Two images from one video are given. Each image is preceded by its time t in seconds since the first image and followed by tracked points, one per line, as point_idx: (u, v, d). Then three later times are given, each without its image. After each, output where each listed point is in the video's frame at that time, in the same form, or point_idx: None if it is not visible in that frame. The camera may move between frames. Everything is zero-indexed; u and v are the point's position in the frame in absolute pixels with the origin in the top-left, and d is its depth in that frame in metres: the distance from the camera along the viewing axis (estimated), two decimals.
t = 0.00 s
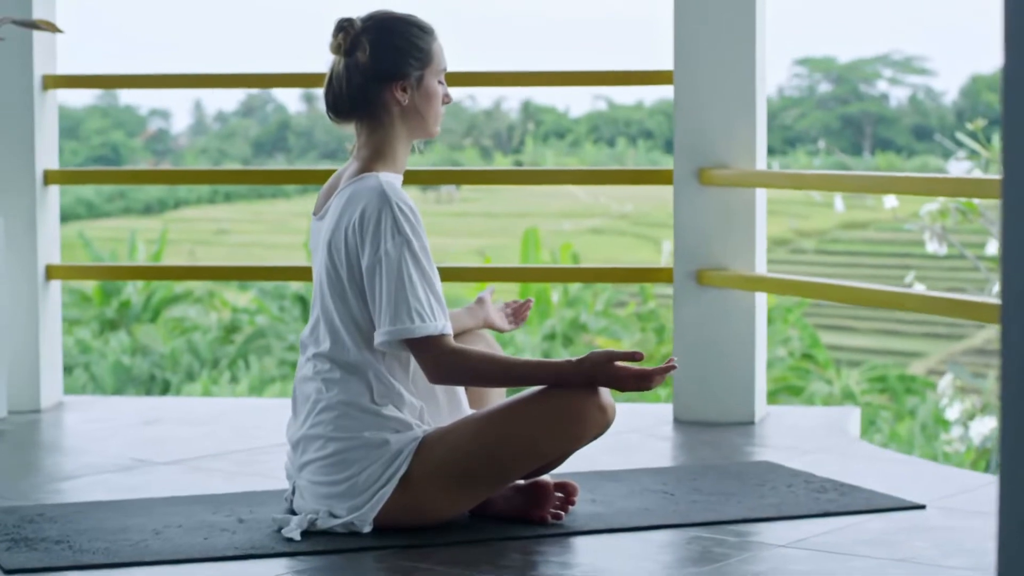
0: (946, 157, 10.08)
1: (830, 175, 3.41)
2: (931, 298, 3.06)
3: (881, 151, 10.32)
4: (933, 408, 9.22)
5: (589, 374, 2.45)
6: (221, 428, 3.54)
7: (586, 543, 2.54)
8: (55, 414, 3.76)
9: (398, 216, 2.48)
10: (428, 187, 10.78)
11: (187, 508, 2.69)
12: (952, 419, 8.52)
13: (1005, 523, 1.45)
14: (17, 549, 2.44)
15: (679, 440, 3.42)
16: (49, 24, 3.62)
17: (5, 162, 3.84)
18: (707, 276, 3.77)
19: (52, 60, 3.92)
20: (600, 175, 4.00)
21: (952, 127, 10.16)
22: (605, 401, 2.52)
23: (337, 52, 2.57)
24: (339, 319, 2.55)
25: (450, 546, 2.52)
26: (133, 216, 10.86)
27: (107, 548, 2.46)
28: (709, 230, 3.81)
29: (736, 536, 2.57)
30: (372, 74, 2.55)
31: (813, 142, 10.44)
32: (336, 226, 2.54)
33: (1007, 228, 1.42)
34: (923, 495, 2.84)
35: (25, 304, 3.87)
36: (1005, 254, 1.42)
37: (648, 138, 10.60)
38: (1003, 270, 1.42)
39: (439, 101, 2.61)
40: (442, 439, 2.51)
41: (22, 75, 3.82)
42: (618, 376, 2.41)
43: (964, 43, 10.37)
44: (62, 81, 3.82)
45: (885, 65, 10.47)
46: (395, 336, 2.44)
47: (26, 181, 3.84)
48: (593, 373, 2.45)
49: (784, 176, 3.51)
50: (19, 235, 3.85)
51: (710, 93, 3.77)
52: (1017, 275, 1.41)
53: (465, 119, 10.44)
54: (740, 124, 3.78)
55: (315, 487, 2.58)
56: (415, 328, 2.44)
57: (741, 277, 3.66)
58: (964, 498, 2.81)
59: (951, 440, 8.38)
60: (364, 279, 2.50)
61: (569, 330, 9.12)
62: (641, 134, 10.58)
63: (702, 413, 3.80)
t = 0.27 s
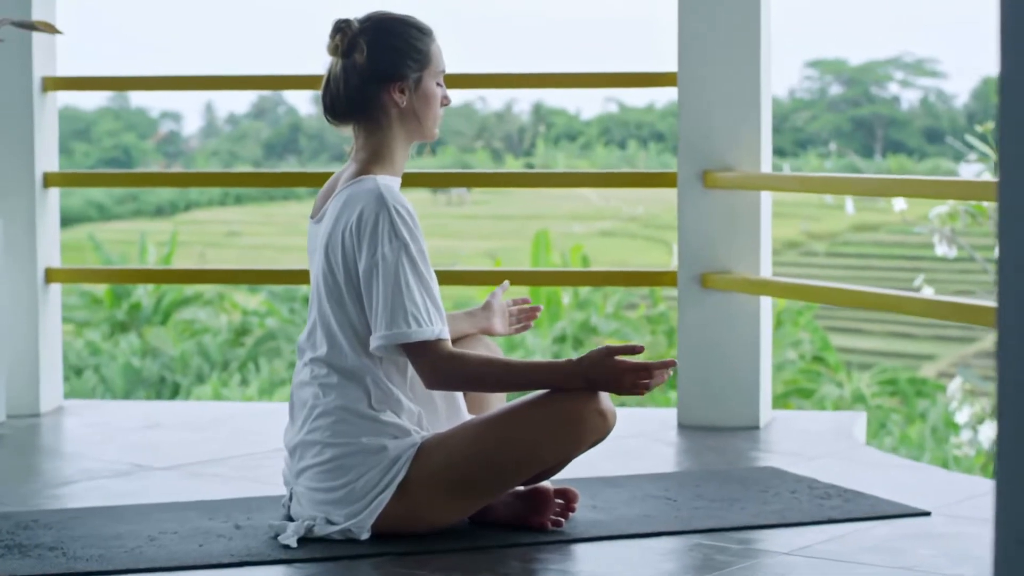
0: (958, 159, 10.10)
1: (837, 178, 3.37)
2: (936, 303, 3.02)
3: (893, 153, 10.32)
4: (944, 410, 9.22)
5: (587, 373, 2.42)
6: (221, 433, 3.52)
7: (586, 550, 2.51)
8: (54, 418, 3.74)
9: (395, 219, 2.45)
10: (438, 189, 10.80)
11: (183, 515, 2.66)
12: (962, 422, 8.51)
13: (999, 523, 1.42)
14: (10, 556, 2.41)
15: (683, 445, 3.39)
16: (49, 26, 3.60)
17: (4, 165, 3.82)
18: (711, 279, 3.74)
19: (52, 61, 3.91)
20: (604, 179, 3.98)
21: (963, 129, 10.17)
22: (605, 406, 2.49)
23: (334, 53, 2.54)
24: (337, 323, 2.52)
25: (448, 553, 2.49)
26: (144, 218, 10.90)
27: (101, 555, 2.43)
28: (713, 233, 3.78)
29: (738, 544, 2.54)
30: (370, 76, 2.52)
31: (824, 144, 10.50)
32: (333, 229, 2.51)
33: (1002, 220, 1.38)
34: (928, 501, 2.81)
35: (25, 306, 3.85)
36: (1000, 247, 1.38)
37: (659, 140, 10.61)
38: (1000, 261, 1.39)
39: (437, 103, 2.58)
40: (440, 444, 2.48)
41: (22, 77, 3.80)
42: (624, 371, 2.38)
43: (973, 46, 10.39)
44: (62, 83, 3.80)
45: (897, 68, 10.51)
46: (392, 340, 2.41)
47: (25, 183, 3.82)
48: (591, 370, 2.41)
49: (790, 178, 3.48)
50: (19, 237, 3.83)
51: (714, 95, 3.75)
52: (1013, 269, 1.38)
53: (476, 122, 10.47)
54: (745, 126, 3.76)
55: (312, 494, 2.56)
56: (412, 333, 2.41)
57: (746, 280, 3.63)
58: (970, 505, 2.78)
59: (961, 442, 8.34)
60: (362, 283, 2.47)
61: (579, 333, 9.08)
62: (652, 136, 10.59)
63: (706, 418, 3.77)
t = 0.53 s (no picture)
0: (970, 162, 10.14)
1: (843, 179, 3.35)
2: (945, 306, 2.99)
3: (905, 154, 10.36)
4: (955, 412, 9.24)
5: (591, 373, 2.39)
6: (225, 434, 3.50)
7: (590, 555, 2.48)
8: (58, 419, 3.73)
9: (396, 219, 2.43)
10: (451, 191, 10.84)
11: (183, 519, 2.63)
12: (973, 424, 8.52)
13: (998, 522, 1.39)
14: (6, 560, 2.39)
15: (690, 448, 3.36)
16: (52, 26, 3.59)
17: (7, 166, 3.83)
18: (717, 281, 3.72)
19: (56, 62, 3.91)
20: (609, 181, 3.97)
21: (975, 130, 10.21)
22: (608, 409, 2.47)
23: (335, 53, 2.52)
24: (337, 325, 2.49)
25: (449, 558, 2.46)
26: (156, 220, 10.89)
27: (99, 559, 2.40)
28: (719, 234, 3.76)
29: (743, 548, 2.51)
30: (370, 75, 2.50)
31: (836, 146, 10.47)
32: (335, 230, 2.49)
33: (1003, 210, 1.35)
34: (936, 505, 2.78)
35: (28, 309, 3.87)
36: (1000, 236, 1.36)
37: (672, 142, 10.63)
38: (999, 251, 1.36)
39: (438, 103, 2.56)
40: (442, 448, 2.46)
41: (25, 77, 3.81)
42: (626, 367, 2.36)
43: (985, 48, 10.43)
44: (64, 84, 3.81)
45: (909, 69, 10.55)
46: (392, 342, 2.39)
47: (28, 184, 3.83)
48: (593, 371, 2.39)
49: (796, 179, 3.46)
50: (22, 239, 3.84)
51: (722, 97, 3.73)
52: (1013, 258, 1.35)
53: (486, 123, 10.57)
54: (752, 127, 3.74)
55: (313, 497, 2.53)
56: (413, 335, 2.38)
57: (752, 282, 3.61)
58: (977, 510, 2.75)
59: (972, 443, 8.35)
60: (362, 284, 2.45)
61: (591, 334, 9.10)
62: (665, 137, 10.63)
63: (712, 421, 3.75)
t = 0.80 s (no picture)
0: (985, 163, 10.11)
1: (850, 180, 3.33)
2: (953, 308, 2.96)
3: (920, 156, 10.33)
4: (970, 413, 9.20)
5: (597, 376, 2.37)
6: (229, 436, 3.48)
7: (595, 560, 2.45)
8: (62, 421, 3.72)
9: (398, 219, 2.40)
10: (464, 192, 10.82)
11: (185, 522, 2.61)
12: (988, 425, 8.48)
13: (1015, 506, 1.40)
14: (5, 564, 2.37)
15: (698, 451, 3.33)
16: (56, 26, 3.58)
17: (11, 167, 3.83)
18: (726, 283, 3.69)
19: (59, 63, 3.91)
20: (615, 182, 3.95)
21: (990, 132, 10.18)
22: (612, 413, 2.45)
23: (336, 52, 2.49)
24: (339, 326, 2.46)
25: (452, 562, 2.44)
26: (169, 221, 10.84)
27: (99, 563, 2.38)
28: (728, 235, 3.74)
29: (749, 553, 2.49)
30: (372, 75, 2.48)
31: (851, 147, 10.44)
32: (337, 230, 2.46)
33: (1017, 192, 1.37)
34: (945, 509, 2.76)
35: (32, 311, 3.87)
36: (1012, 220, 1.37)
37: (685, 143, 10.61)
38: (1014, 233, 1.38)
39: (441, 103, 2.54)
40: (444, 452, 2.43)
41: (28, 78, 3.81)
42: (633, 366, 2.34)
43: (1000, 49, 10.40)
44: (68, 85, 3.81)
45: (924, 70, 10.51)
46: (393, 344, 2.36)
47: (32, 186, 3.83)
48: (599, 375, 2.37)
49: (804, 180, 3.43)
50: (25, 240, 3.84)
51: (730, 98, 3.71)
52: None
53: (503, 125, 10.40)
54: (760, 127, 3.71)
55: (315, 501, 2.51)
56: (415, 336, 2.36)
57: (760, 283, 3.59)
58: (986, 514, 2.72)
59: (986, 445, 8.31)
60: (363, 286, 2.42)
61: (605, 335, 9.06)
62: (679, 138, 10.61)
63: (720, 425, 3.72)
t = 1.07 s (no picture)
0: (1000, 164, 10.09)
1: (859, 181, 3.30)
2: (962, 310, 2.94)
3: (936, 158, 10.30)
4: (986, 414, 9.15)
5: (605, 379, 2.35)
6: (234, 440, 3.47)
7: (601, 564, 2.43)
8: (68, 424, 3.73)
9: (403, 221, 2.38)
10: (479, 193, 10.81)
11: (189, 526, 2.59)
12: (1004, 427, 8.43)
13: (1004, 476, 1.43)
14: (5, 568, 2.35)
15: (707, 455, 3.31)
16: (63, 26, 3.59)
17: (18, 168, 3.87)
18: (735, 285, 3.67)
19: (66, 66, 3.95)
20: (625, 183, 3.93)
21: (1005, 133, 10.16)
22: (619, 417, 2.42)
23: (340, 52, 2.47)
24: (343, 328, 2.44)
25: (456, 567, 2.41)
26: (184, 223, 10.87)
27: (100, 566, 2.36)
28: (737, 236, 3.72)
29: (756, 558, 2.46)
30: (377, 76, 2.45)
31: (866, 149, 10.39)
32: (341, 232, 2.44)
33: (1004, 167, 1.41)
34: (955, 513, 2.73)
35: (39, 311, 3.90)
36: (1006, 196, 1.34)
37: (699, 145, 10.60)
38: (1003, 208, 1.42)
39: (446, 103, 2.51)
40: (449, 455, 2.41)
41: (35, 81, 3.85)
42: (639, 373, 2.32)
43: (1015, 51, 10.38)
44: (74, 87, 3.85)
45: (939, 72, 10.47)
46: (398, 346, 2.34)
47: (38, 187, 3.87)
48: (608, 379, 2.35)
49: (813, 182, 3.41)
50: (31, 238, 3.88)
51: (741, 98, 3.69)
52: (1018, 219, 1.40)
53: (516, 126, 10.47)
54: (770, 128, 3.69)
55: (319, 505, 2.49)
56: (420, 339, 2.33)
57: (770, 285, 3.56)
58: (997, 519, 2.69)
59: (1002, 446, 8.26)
60: (368, 287, 2.40)
61: (620, 337, 9.04)
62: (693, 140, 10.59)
63: (730, 427, 3.71)
